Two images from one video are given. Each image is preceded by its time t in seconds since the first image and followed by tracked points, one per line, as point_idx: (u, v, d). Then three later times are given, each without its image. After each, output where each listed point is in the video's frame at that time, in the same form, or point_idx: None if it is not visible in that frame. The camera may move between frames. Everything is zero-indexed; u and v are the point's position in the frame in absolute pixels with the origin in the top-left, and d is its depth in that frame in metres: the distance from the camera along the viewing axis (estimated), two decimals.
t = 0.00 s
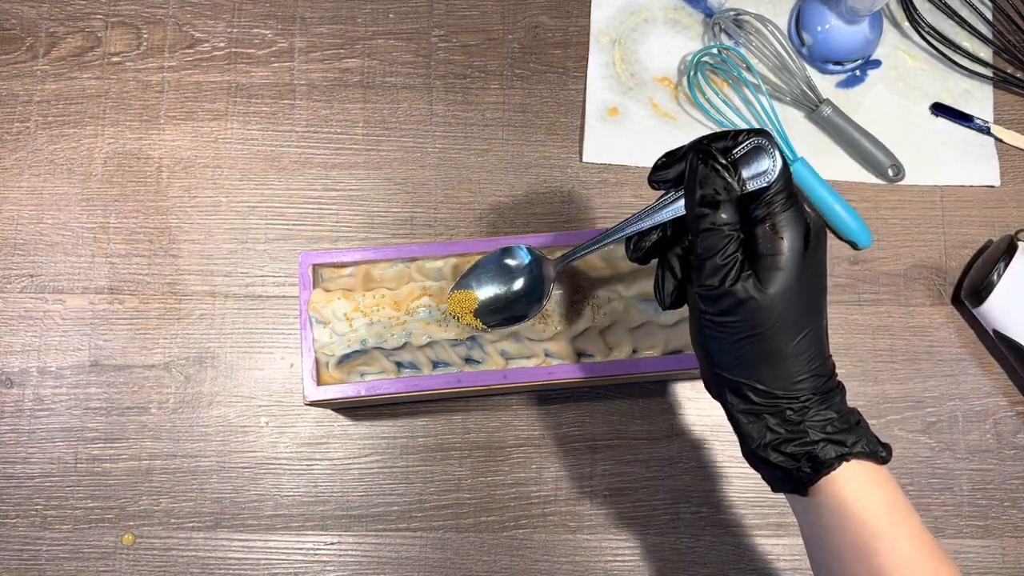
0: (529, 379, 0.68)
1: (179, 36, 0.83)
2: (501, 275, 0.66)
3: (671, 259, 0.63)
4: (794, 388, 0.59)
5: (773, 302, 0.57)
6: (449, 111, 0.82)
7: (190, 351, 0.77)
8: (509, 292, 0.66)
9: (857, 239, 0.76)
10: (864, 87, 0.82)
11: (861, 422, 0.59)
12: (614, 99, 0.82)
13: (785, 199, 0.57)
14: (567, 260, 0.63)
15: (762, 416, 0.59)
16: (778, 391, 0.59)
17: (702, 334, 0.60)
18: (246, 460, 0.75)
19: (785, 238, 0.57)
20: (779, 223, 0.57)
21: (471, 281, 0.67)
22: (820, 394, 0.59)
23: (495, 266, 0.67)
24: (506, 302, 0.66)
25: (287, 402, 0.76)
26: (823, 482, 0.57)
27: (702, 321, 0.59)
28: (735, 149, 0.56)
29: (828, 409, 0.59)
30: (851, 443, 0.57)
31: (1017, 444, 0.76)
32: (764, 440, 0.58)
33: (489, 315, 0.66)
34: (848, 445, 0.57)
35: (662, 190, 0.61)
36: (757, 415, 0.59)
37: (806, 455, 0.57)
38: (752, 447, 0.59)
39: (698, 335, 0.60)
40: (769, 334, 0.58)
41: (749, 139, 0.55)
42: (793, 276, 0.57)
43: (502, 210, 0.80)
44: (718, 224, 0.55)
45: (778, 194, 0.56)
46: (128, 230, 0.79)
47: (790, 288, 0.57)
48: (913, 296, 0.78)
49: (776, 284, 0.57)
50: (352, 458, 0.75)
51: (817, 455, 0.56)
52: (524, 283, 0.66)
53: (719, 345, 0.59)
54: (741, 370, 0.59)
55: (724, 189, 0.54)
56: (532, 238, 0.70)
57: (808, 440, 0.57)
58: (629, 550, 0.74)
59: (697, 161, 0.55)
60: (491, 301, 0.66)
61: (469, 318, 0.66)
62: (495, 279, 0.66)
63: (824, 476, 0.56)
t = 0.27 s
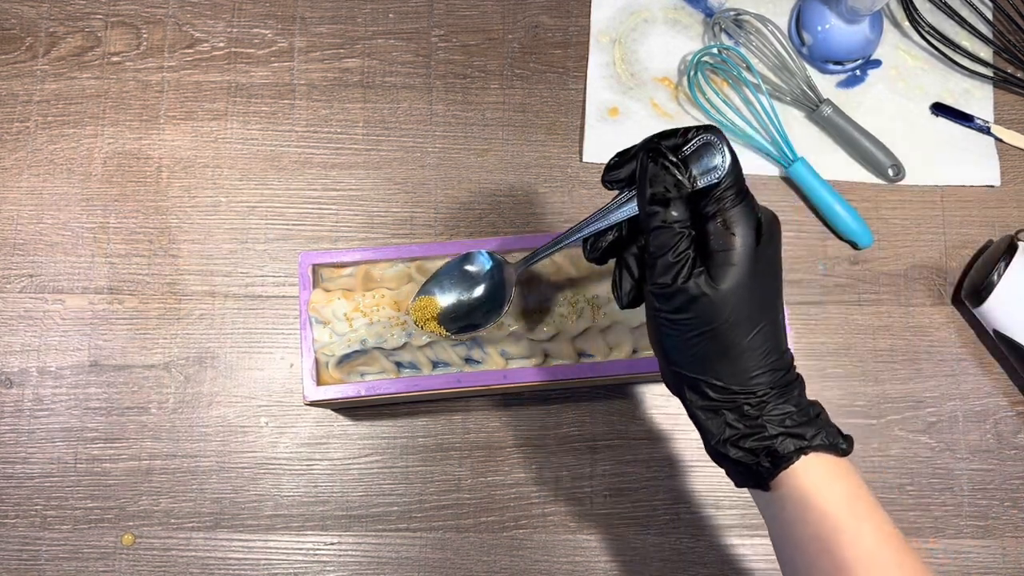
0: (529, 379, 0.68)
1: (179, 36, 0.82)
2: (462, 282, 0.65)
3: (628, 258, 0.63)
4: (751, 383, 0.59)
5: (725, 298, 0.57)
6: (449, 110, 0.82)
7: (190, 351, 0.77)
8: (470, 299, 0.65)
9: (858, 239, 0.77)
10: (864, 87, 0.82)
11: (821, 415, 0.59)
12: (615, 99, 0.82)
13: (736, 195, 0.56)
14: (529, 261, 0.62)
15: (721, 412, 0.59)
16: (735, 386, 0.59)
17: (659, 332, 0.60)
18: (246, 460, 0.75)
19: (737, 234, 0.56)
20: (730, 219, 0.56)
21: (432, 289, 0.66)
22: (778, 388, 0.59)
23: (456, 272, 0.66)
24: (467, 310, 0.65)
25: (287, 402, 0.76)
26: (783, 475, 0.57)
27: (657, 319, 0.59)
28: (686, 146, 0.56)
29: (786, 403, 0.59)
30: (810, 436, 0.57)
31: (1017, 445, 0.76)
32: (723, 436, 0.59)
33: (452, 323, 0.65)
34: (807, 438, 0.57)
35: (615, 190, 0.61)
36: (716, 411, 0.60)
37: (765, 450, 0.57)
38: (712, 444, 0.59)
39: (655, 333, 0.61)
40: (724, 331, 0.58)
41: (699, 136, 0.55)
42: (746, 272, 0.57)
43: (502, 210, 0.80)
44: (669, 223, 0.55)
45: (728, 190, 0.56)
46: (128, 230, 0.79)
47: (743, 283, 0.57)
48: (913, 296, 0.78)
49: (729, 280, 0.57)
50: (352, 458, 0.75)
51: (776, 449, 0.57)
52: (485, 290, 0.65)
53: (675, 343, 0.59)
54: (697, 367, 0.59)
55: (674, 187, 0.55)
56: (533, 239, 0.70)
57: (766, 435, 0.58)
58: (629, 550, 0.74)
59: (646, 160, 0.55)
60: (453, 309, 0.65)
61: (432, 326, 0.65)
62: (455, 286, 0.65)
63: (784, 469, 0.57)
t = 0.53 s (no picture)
0: (529, 379, 0.67)
1: (179, 36, 0.82)
2: (427, 286, 0.65)
3: (587, 255, 0.62)
4: (710, 377, 0.59)
5: (682, 292, 0.57)
6: (449, 110, 0.82)
7: (190, 351, 0.77)
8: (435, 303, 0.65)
9: (858, 240, 0.77)
10: (864, 87, 0.82)
11: (783, 406, 0.59)
12: (615, 99, 0.81)
13: (691, 189, 0.56)
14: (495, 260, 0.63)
15: (681, 406, 0.59)
16: (695, 380, 0.59)
17: (618, 328, 0.60)
18: (246, 460, 0.75)
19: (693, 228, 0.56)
20: (685, 213, 0.56)
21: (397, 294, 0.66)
22: (738, 380, 0.59)
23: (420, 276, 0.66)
24: (432, 312, 0.65)
25: (287, 402, 0.76)
26: (746, 467, 0.57)
27: (615, 315, 0.59)
28: (641, 142, 0.55)
29: (746, 395, 0.59)
30: (770, 427, 0.57)
31: (1017, 445, 0.76)
32: (684, 430, 0.59)
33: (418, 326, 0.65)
34: (767, 429, 0.57)
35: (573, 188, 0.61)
36: (676, 405, 0.59)
37: (726, 443, 0.57)
38: (673, 438, 0.59)
39: (614, 329, 0.60)
40: (682, 325, 0.58)
41: (655, 131, 0.55)
42: (702, 265, 0.57)
43: (502, 210, 0.80)
44: (624, 219, 0.55)
45: (683, 184, 0.56)
46: (128, 230, 0.79)
47: (700, 277, 0.57)
48: (913, 296, 0.78)
49: (685, 275, 0.56)
50: (352, 458, 0.75)
51: (737, 442, 0.57)
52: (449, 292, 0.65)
53: (634, 338, 0.59)
54: (657, 362, 0.59)
55: (628, 183, 0.54)
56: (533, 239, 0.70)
57: (727, 428, 0.57)
58: (629, 550, 0.74)
59: (601, 157, 0.54)
60: (417, 312, 0.65)
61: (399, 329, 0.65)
62: (418, 291, 0.65)
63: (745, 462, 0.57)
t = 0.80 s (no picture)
0: (529, 379, 0.67)
1: (179, 36, 0.82)
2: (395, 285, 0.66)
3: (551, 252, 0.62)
4: (672, 371, 0.60)
5: (642, 288, 0.58)
6: (449, 110, 0.82)
7: (190, 351, 0.77)
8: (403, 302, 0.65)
9: (858, 240, 0.77)
10: (864, 87, 0.82)
11: (746, 400, 0.59)
12: (615, 99, 0.81)
13: (648, 185, 0.58)
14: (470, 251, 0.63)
15: (643, 401, 0.60)
16: (657, 374, 0.60)
17: (581, 325, 0.61)
18: (246, 460, 0.75)
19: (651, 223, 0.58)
20: (643, 208, 0.58)
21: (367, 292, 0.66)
22: (700, 374, 0.59)
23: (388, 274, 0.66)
24: (401, 312, 0.65)
25: (287, 402, 0.76)
26: (709, 461, 0.57)
27: (578, 311, 0.60)
28: (599, 139, 0.56)
29: (709, 389, 0.59)
30: (733, 421, 0.57)
31: (1017, 445, 0.76)
32: (647, 425, 0.59)
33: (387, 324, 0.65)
34: (730, 423, 0.57)
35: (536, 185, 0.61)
36: (639, 400, 0.60)
37: (688, 437, 0.58)
38: (637, 433, 0.60)
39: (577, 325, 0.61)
40: (643, 320, 0.59)
41: (613, 127, 0.56)
42: (662, 260, 0.58)
43: (501, 210, 0.80)
44: (584, 215, 0.56)
45: (641, 180, 0.57)
46: (128, 230, 0.79)
47: (659, 272, 0.58)
48: (913, 296, 0.78)
49: (644, 270, 0.57)
50: (352, 458, 0.75)
51: (699, 436, 0.57)
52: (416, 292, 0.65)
53: (596, 334, 0.60)
54: (619, 357, 0.60)
55: (587, 179, 0.56)
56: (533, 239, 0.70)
57: (688, 422, 0.58)
58: (629, 550, 0.74)
59: (560, 154, 0.55)
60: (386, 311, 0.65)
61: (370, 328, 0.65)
62: (387, 290, 0.65)
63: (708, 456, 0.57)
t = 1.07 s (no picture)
0: (530, 379, 0.67)
1: (179, 36, 0.82)
2: (367, 279, 0.66)
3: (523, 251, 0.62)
4: (643, 369, 0.60)
5: (611, 287, 0.58)
6: (449, 110, 0.82)
7: (190, 351, 0.77)
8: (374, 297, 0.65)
9: (858, 239, 0.77)
10: (864, 87, 0.82)
11: (719, 398, 0.59)
12: (615, 99, 0.81)
13: (616, 186, 0.58)
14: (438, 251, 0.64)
15: (615, 400, 0.60)
16: (628, 373, 0.60)
17: (553, 326, 0.61)
18: (246, 460, 0.75)
19: (620, 224, 0.58)
20: (611, 209, 0.58)
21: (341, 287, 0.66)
22: (671, 372, 0.60)
23: (361, 269, 0.67)
24: (373, 307, 0.65)
25: (287, 402, 0.76)
26: (680, 459, 0.57)
27: (549, 312, 0.61)
28: (568, 141, 0.57)
29: (680, 387, 0.59)
30: (704, 418, 0.57)
31: (1017, 445, 0.76)
32: (619, 424, 0.60)
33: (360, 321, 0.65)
34: (701, 421, 0.57)
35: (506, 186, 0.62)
36: (611, 399, 0.61)
37: (660, 435, 0.58)
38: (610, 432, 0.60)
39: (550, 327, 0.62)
40: (612, 319, 0.59)
41: (582, 129, 0.57)
42: (629, 260, 0.58)
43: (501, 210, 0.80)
44: (552, 215, 0.57)
45: (609, 181, 0.58)
46: (128, 230, 0.79)
47: (627, 271, 0.58)
48: (913, 296, 0.78)
49: (612, 271, 0.58)
50: (351, 458, 0.75)
51: (670, 433, 0.57)
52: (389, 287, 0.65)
53: (567, 334, 0.61)
54: (591, 357, 0.61)
55: (555, 181, 0.56)
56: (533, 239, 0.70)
57: (659, 420, 0.58)
58: (629, 550, 0.74)
59: (529, 155, 0.56)
60: (359, 306, 0.65)
61: (341, 323, 0.65)
62: (360, 286, 0.66)
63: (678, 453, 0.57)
